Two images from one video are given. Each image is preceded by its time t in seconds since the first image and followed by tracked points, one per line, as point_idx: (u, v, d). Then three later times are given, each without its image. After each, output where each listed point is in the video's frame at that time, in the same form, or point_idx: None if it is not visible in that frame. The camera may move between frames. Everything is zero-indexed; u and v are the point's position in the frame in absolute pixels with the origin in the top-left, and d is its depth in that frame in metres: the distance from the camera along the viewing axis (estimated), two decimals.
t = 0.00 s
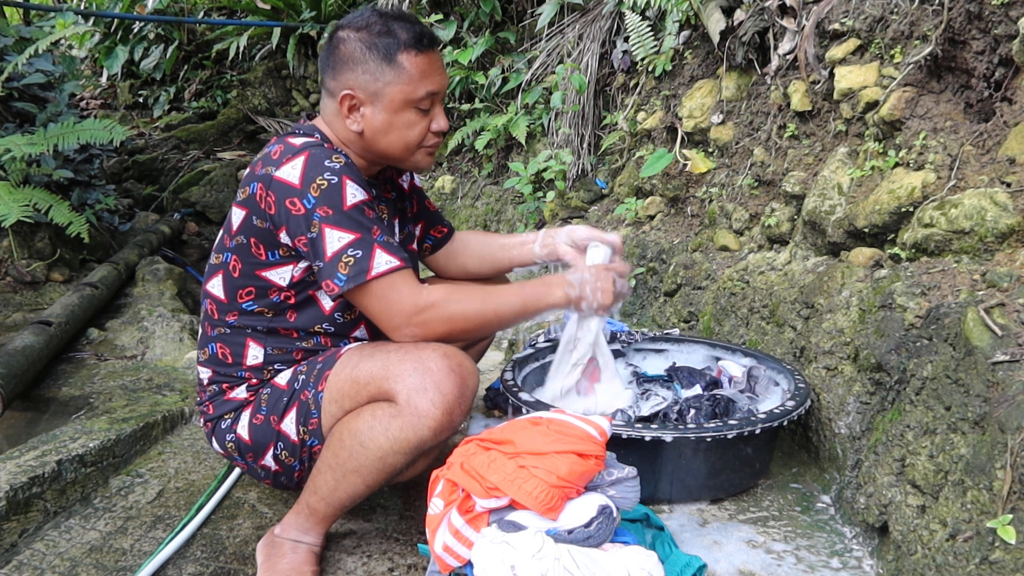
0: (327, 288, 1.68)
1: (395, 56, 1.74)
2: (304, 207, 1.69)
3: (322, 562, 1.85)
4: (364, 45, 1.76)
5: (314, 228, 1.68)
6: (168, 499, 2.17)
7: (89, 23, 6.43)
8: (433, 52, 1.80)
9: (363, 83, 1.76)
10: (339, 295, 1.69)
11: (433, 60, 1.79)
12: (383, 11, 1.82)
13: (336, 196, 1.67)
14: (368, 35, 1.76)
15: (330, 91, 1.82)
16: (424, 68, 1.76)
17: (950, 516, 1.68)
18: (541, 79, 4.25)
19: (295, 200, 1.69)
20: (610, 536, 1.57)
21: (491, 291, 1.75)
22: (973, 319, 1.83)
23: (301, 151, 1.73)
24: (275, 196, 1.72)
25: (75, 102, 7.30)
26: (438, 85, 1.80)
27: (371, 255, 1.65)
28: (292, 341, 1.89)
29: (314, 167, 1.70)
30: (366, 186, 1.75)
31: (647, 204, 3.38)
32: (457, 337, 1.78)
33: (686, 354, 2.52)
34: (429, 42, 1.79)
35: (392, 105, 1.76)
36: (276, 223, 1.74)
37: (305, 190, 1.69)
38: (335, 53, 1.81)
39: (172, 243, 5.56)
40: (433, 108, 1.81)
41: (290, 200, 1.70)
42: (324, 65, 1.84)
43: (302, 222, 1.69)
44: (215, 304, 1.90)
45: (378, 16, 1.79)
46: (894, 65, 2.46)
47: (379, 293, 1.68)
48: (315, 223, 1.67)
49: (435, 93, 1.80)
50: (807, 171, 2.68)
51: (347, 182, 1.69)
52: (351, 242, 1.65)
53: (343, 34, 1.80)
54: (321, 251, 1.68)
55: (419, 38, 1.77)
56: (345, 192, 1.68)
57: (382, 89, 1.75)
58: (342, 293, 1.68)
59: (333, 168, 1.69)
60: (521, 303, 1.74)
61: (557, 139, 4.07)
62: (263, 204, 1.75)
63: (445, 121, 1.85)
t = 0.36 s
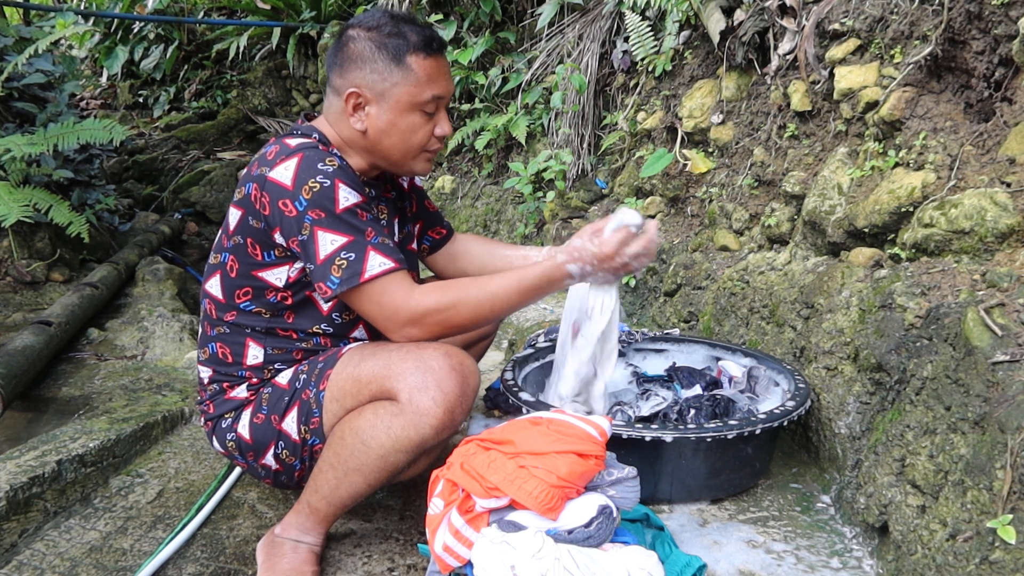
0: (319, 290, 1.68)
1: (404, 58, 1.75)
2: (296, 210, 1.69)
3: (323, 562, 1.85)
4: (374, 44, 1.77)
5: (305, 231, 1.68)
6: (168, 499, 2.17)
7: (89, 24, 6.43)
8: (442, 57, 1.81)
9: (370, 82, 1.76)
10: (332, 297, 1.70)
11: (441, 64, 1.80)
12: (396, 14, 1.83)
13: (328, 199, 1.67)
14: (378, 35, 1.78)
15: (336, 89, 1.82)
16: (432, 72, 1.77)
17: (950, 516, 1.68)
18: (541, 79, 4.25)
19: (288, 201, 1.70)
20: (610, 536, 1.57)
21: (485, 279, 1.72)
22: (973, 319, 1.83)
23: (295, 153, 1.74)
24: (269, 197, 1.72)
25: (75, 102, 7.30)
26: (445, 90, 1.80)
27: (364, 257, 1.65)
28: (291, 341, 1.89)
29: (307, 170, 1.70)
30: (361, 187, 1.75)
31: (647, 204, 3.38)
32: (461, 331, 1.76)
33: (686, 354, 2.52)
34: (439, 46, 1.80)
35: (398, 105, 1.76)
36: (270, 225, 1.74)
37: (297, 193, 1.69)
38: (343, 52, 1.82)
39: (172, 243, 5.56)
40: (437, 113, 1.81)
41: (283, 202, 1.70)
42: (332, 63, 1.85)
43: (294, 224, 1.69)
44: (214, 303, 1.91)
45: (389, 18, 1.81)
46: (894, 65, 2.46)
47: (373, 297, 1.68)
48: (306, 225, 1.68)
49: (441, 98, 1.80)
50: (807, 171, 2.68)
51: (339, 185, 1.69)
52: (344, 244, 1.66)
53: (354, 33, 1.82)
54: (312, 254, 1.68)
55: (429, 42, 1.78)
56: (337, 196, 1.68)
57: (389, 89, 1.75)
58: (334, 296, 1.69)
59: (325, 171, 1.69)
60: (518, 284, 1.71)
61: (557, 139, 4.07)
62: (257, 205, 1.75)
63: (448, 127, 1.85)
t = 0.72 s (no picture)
0: (336, 293, 1.69)
1: (410, 61, 1.75)
2: (312, 212, 1.68)
3: (323, 562, 1.85)
4: (380, 47, 1.76)
5: (322, 234, 1.67)
6: (168, 499, 2.17)
7: (89, 24, 6.43)
8: (448, 61, 1.81)
9: (375, 85, 1.76)
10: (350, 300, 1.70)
11: (446, 68, 1.80)
12: (403, 17, 1.83)
13: (344, 202, 1.67)
14: (385, 37, 1.77)
15: (342, 90, 1.82)
16: (437, 76, 1.77)
17: (950, 516, 1.68)
18: (541, 79, 4.25)
19: (303, 205, 1.69)
20: (610, 536, 1.57)
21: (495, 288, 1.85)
22: (973, 319, 1.83)
23: (307, 156, 1.73)
24: (281, 202, 1.72)
25: (75, 101, 7.30)
26: (450, 94, 1.80)
27: (381, 259, 1.66)
28: (294, 341, 1.88)
29: (321, 172, 1.69)
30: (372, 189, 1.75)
31: (647, 204, 3.38)
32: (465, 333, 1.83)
33: (686, 354, 2.52)
34: (445, 51, 1.80)
35: (402, 109, 1.76)
36: (282, 228, 1.73)
37: (313, 196, 1.68)
38: (349, 53, 1.81)
39: (172, 243, 5.56)
40: (441, 117, 1.81)
41: (297, 206, 1.69)
42: (337, 64, 1.85)
43: (309, 228, 1.69)
44: (218, 302, 1.90)
45: (397, 20, 1.80)
46: (894, 65, 2.46)
47: (395, 297, 1.69)
48: (323, 229, 1.67)
49: (445, 103, 1.80)
50: (807, 171, 2.68)
51: (355, 188, 1.69)
52: (361, 247, 1.66)
53: (359, 34, 1.81)
54: (329, 257, 1.68)
55: (435, 46, 1.78)
56: (352, 198, 1.67)
57: (394, 92, 1.76)
58: (353, 298, 1.69)
59: (340, 174, 1.69)
60: (523, 292, 1.86)
61: (557, 139, 4.07)
62: (268, 209, 1.75)
63: (452, 132, 1.85)
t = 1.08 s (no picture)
0: (334, 292, 1.68)
1: (418, 56, 1.75)
2: (314, 210, 1.68)
3: (324, 562, 1.85)
4: (389, 39, 1.76)
5: (323, 231, 1.68)
6: (168, 499, 2.17)
7: (89, 24, 6.43)
8: (455, 59, 1.82)
9: (382, 77, 1.76)
10: (345, 299, 1.70)
11: (453, 66, 1.80)
12: (414, 12, 1.83)
13: (347, 199, 1.67)
14: (394, 31, 1.77)
15: (348, 80, 1.81)
16: (444, 72, 1.77)
17: (950, 516, 1.68)
18: (541, 79, 4.25)
19: (306, 201, 1.69)
20: (610, 536, 1.57)
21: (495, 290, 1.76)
22: (973, 319, 1.83)
23: (312, 152, 1.73)
24: (285, 197, 1.72)
25: (75, 101, 7.31)
26: (455, 91, 1.81)
27: (379, 260, 1.66)
28: (301, 341, 1.89)
29: (325, 169, 1.69)
30: (377, 188, 1.75)
31: (647, 204, 3.38)
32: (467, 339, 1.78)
33: (686, 354, 2.52)
34: (453, 49, 1.81)
35: (408, 103, 1.76)
36: (284, 224, 1.74)
37: (316, 193, 1.68)
38: (357, 44, 1.81)
39: (172, 243, 5.56)
40: (445, 113, 1.82)
41: (300, 201, 1.70)
42: (344, 55, 1.85)
43: (311, 224, 1.69)
44: (223, 300, 1.90)
45: (407, 15, 1.81)
46: (894, 65, 2.46)
47: (386, 299, 1.68)
48: (324, 225, 1.67)
49: (450, 99, 1.81)
50: (807, 171, 2.68)
51: (358, 186, 1.69)
52: (360, 246, 1.66)
53: (370, 26, 1.81)
54: (329, 254, 1.68)
55: (444, 43, 1.79)
56: (355, 196, 1.68)
57: (401, 85, 1.75)
58: (349, 297, 1.69)
59: (345, 171, 1.69)
60: (525, 299, 1.77)
61: (557, 139, 4.07)
62: (272, 204, 1.75)
63: (454, 128, 1.86)
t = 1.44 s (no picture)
0: (337, 290, 1.69)
1: (424, 54, 1.75)
2: (318, 208, 1.68)
3: (324, 562, 1.85)
4: (394, 38, 1.77)
5: (327, 229, 1.68)
6: (168, 499, 2.17)
7: (89, 24, 6.44)
8: (461, 57, 1.82)
9: (388, 75, 1.76)
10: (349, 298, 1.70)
11: (458, 64, 1.81)
12: (419, 12, 1.84)
13: (351, 199, 1.67)
14: (400, 30, 1.78)
15: (353, 80, 1.82)
16: (449, 70, 1.78)
17: (950, 516, 1.68)
18: (541, 79, 4.25)
19: (310, 199, 1.69)
20: (610, 536, 1.57)
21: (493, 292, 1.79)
22: (973, 320, 1.83)
23: (316, 151, 1.73)
24: (289, 196, 1.72)
25: (75, 101, 7.31)
26: (461, 89, 1.81)
27: (383, 259, 1.66)
28: (303, 342, 1.89)
29: (329, 168, 1.69)
30: (380, 188, 1.75)
31: (647, 204, 3.38)
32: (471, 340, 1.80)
33: (687, 354, 2.52)
34: (458, 47, 1.81)
35: (414, 101, 1.76)
36: (289, 223, 1.74)
37: (320, 191, 1.68)
38: (362, 43, 1.82)
39: (173, 243, 5.56)
40: (451, 111, 1.82)
41: (304, 200, 1.70)
42: (350, 56, 1.86)
43: (315, 223, 1.69)
44: (226, 299, 1.90)
45: (412, 14, 1.82)
46: (894, 65, 2.46)
47: (390, 299, 1.68)
48: (329, 224, 1.67)
49: (455, 96, 1.80)
50: (807, 171, 2.68)
51: (362, 185, 1.69)
52: (365, 245, 1.66)
53: (375, 25, 1.82)
54: (332, 253, 1.68)
55: (450, 41, 1.79)
56: (359, 195, 1.68)
57: (407, 83, 1.76)
58: (352, 296, 1.69)
59: (349, 170, 1.69)
60: (524, 296, 1.79)
61: (557, 139, 4.07)
62: (276, 203, 1.75)
63: (460, 127, 1.86)
